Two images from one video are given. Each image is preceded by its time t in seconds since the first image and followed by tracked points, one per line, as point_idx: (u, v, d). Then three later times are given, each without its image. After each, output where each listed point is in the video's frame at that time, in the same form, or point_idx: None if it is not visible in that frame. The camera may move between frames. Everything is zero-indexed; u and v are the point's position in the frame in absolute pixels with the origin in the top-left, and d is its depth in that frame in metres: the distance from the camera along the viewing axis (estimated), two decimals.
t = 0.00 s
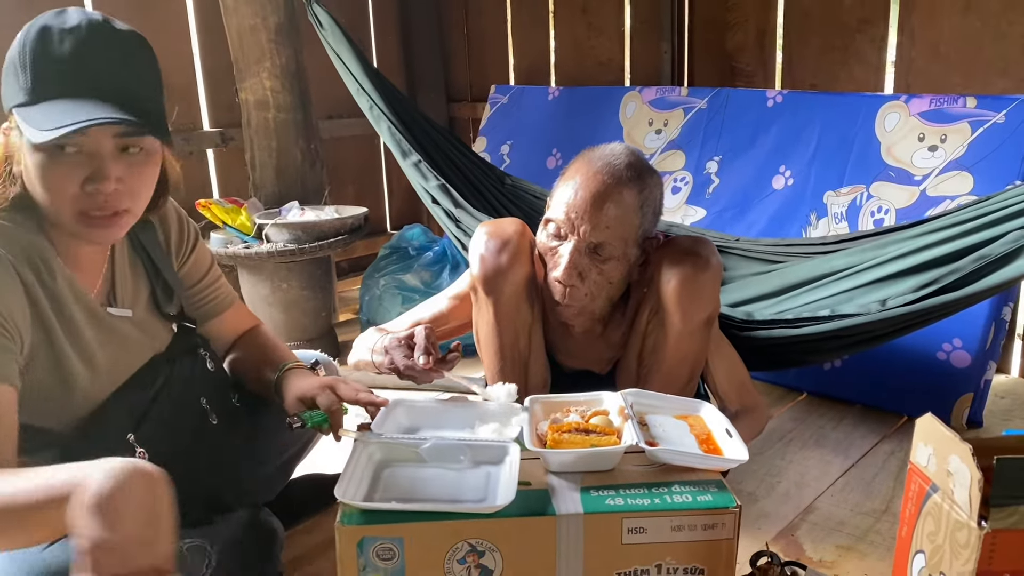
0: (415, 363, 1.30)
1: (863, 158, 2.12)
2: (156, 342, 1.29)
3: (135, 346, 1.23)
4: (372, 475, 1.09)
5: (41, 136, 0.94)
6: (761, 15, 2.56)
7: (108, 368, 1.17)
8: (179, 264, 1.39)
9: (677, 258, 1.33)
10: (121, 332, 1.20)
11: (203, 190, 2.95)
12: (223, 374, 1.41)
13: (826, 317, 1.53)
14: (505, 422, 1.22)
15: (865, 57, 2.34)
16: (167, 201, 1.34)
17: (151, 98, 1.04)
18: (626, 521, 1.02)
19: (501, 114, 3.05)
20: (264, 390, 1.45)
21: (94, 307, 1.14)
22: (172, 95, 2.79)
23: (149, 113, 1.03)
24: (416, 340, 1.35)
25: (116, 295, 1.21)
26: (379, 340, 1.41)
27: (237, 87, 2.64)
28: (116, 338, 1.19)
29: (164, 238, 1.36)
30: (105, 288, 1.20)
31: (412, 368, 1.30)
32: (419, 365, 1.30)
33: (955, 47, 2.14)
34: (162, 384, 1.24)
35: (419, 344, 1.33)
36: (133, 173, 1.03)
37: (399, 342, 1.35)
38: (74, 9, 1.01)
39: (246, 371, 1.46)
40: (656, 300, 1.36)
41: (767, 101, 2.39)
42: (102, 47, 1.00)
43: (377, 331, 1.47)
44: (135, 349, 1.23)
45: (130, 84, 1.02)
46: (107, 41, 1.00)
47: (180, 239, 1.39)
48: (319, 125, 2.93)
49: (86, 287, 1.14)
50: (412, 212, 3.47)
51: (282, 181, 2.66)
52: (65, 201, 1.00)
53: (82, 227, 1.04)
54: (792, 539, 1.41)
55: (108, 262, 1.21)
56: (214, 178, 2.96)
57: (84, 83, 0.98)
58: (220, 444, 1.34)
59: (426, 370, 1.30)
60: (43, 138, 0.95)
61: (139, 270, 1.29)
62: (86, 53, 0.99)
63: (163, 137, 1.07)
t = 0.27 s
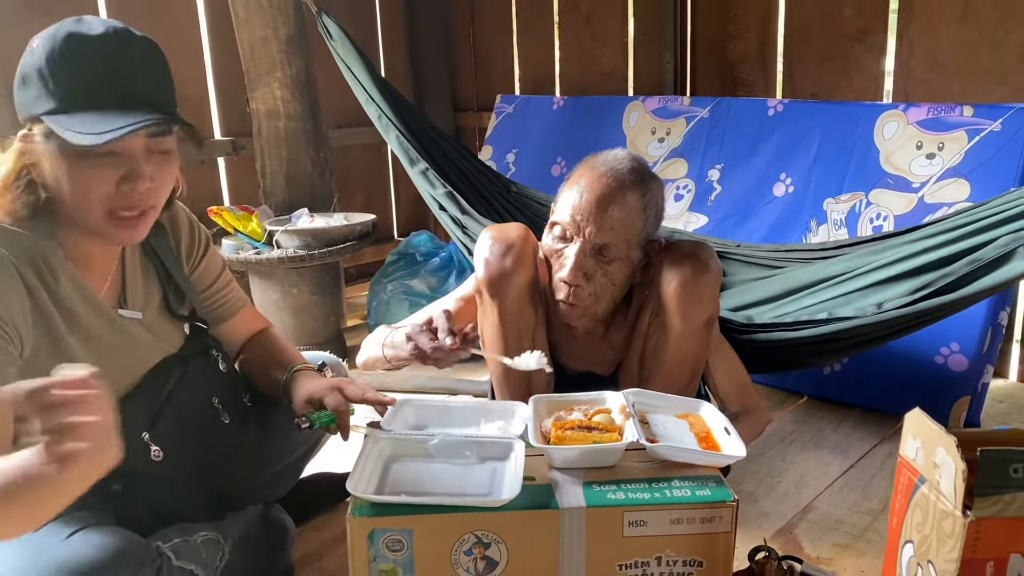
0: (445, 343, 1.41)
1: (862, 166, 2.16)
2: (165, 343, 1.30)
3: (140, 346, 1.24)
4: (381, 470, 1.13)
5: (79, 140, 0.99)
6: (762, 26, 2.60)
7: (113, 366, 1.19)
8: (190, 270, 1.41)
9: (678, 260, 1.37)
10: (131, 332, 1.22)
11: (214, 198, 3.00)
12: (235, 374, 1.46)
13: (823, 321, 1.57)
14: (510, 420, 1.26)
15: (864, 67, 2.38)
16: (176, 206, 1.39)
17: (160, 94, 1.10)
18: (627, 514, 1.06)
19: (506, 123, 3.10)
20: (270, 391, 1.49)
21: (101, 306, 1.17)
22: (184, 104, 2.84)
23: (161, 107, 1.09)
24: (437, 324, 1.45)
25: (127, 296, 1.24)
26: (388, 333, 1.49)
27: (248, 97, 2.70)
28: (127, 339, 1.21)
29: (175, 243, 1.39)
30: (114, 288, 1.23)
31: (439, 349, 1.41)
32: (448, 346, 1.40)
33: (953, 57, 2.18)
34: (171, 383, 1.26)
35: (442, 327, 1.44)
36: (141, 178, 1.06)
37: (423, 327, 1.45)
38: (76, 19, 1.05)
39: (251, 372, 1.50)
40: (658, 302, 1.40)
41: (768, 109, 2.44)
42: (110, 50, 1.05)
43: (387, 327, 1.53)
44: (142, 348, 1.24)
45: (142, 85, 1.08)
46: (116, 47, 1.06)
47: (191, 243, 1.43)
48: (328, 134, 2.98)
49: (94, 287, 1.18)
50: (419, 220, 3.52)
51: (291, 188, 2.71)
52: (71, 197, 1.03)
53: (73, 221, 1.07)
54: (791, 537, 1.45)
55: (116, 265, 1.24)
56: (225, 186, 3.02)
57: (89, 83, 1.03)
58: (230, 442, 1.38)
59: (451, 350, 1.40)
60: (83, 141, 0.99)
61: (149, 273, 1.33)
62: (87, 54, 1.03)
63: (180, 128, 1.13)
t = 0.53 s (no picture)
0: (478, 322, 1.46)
1: (862, 175, 2.21)
2: (178, 345, 1.34)
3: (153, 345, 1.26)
4: (391, 464, 1.18)
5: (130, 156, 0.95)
6: (764, 38, 2.66)
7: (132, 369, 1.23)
8: (204, 276, 1.45)
9: (678, 263, 1.45)
10: (147, 334, 1.24)
11: (227, 207, 3.07)
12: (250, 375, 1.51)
13: (822, 325, 1.62)
14: (516, 418, 1.30)
15: (865, 78, 2.43)
16: (190, 213, 1.42)
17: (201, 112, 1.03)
18: (629, 507, 1.10)
19: (513, 133, 3.16)
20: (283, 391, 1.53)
21: (121, 310, 1.17)
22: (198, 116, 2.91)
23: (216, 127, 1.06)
24: (467, 305, 1.50)
25: (141, 294, 1.23)
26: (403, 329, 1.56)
27: (261, 107, 2.76)
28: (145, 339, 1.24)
29: (189, 248, 1.42)
30: (131, 292, 1.22)
31: (476, 328, 1.46)
32: (483, 323, 1.46)
33: (951, 68, 2.22)
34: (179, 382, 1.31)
35: (474, 308, 1.49)
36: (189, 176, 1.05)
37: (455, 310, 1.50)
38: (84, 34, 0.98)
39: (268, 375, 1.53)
40: (660, 303, 1.46)
41: (769, 120, 2.48)
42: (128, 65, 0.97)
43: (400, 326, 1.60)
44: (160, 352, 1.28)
45: (164, 90, 1.00)
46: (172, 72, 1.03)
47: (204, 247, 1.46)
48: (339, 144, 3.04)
49: (112, 291, 1.16)
50: (427, 228, 3.58)
51: (303, 197, 2.77)
52: (104, 208, 0.99)
53: (98, 220, 1.02)
54: (790, 534, 1.49)
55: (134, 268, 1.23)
56: (238, 195, 3.09)
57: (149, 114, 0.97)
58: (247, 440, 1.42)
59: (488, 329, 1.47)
60: (145, 160, 0.96)
61: (167, 278, 1.33)
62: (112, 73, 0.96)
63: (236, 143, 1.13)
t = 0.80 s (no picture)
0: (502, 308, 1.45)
1: (862, 183, 2.24)
2: (198, 347, 1.40)
3: (173, 345, 1.33)
4: (400, 458, 1.22)
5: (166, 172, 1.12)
6: (767, 48, 2.70)
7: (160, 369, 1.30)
8: (222, 279, 1.51)
9: (679, 264, 1.50)
10: (169, 335, 1.32)
11: (239, 215, 3.13)
12: (263, 377, 1.54)
13: (821, 329, 1.66)
14: (521, 416, 1.33)
15: (866, 89, 2.46)
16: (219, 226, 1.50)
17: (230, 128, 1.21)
18: (630, 501, 1.13)
19: (520, 143, 3.21)
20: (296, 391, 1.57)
21: (144, 312, 1.26)
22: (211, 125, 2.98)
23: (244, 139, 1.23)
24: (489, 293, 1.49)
25: (163, 300, 1.33)
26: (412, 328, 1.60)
27: (273, 117, 2.82)
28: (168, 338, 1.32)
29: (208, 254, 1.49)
30: (156, 296, 1.33)
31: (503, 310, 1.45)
32: (508, 306, 1.45)
33: (950, 79, 2.26)
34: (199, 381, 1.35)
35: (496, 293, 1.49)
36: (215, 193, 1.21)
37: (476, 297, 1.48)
38: (120, 54, 1.15)
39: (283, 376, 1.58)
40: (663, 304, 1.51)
41: (772, 129, 2.52)
42: (166, 84, 1.14)
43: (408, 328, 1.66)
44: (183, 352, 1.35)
45: (194, 104, 1.18)
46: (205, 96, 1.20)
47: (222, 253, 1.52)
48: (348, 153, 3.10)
49: (140, 295, 1.27)
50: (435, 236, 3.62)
51: (313, 205, 2.83)
52: (145, 221, 1.17)
53: (132, 229, 1.19)
54: (790, 533, 1.52)
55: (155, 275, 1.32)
56: (250, 203, 3.14)
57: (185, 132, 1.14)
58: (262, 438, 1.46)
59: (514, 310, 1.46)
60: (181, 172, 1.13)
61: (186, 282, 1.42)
62: (151, 90, 1.13)
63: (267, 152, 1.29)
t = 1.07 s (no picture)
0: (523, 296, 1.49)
1: (865, 191, 2.27)
2: (217, 345, 1.44)
3: (195, 342, 1.38)
4: (412, 451, 1.25)
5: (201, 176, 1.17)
6: (771, 58, 2.74)
7: (183, 365, 1.36)
8: (241, 278, 1.55)
9: (683, 266, 1.54)
10: (190, 333, 1.36)
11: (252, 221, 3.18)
12: (278, 374, 1.58)
13: (823, 330, 1.69)
14: (527, 412, 1.37)
15: (869, 98, 2.50)
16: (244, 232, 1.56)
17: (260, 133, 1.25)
18: (634, 492, 1.16)
19: (528, 151, 3.25)
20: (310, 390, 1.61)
21: (167, 310, 1.31)
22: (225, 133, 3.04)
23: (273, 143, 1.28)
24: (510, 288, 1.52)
25: (186, 299, 1.38)
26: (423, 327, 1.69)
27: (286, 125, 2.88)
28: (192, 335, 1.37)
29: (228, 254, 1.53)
30: (179, 295, 1.37)
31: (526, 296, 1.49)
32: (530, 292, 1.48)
33: (952, 88, 2.30)
34: (217, 376, 1.39)
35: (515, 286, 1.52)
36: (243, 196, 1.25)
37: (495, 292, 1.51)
38: (154, 63, 1.20)
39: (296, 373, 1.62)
40: (667, 303, 1.55)
41: (776, 138, 2.56)
42: (198, 92, 1.20)
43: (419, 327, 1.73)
44: (204, 350, 1.40)
45: (225, 109, 1.22)
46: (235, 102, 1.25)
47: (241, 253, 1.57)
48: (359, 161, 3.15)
49: (163, 295, 1.32)
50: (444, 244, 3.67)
51: (325, 211, 2.88)
52: (176, 223, 1.22)
53: (161, 230, 1.24)
54: (792, 530, 1.55)
55: (178, 273, 1.37)
56: (262, 210, 3.20)
57: (218, 136, 1.19)
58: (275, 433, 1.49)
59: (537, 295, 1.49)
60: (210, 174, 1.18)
61: (208, 285, 1.46)
62: (184, 97, 1.18)
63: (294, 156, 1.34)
